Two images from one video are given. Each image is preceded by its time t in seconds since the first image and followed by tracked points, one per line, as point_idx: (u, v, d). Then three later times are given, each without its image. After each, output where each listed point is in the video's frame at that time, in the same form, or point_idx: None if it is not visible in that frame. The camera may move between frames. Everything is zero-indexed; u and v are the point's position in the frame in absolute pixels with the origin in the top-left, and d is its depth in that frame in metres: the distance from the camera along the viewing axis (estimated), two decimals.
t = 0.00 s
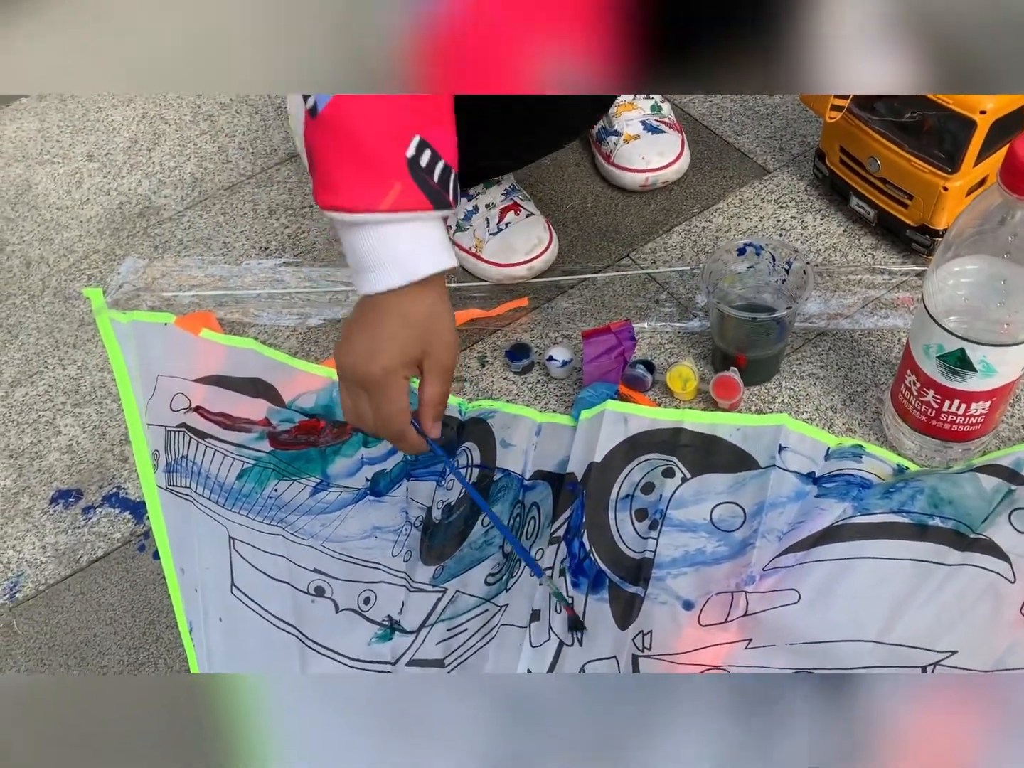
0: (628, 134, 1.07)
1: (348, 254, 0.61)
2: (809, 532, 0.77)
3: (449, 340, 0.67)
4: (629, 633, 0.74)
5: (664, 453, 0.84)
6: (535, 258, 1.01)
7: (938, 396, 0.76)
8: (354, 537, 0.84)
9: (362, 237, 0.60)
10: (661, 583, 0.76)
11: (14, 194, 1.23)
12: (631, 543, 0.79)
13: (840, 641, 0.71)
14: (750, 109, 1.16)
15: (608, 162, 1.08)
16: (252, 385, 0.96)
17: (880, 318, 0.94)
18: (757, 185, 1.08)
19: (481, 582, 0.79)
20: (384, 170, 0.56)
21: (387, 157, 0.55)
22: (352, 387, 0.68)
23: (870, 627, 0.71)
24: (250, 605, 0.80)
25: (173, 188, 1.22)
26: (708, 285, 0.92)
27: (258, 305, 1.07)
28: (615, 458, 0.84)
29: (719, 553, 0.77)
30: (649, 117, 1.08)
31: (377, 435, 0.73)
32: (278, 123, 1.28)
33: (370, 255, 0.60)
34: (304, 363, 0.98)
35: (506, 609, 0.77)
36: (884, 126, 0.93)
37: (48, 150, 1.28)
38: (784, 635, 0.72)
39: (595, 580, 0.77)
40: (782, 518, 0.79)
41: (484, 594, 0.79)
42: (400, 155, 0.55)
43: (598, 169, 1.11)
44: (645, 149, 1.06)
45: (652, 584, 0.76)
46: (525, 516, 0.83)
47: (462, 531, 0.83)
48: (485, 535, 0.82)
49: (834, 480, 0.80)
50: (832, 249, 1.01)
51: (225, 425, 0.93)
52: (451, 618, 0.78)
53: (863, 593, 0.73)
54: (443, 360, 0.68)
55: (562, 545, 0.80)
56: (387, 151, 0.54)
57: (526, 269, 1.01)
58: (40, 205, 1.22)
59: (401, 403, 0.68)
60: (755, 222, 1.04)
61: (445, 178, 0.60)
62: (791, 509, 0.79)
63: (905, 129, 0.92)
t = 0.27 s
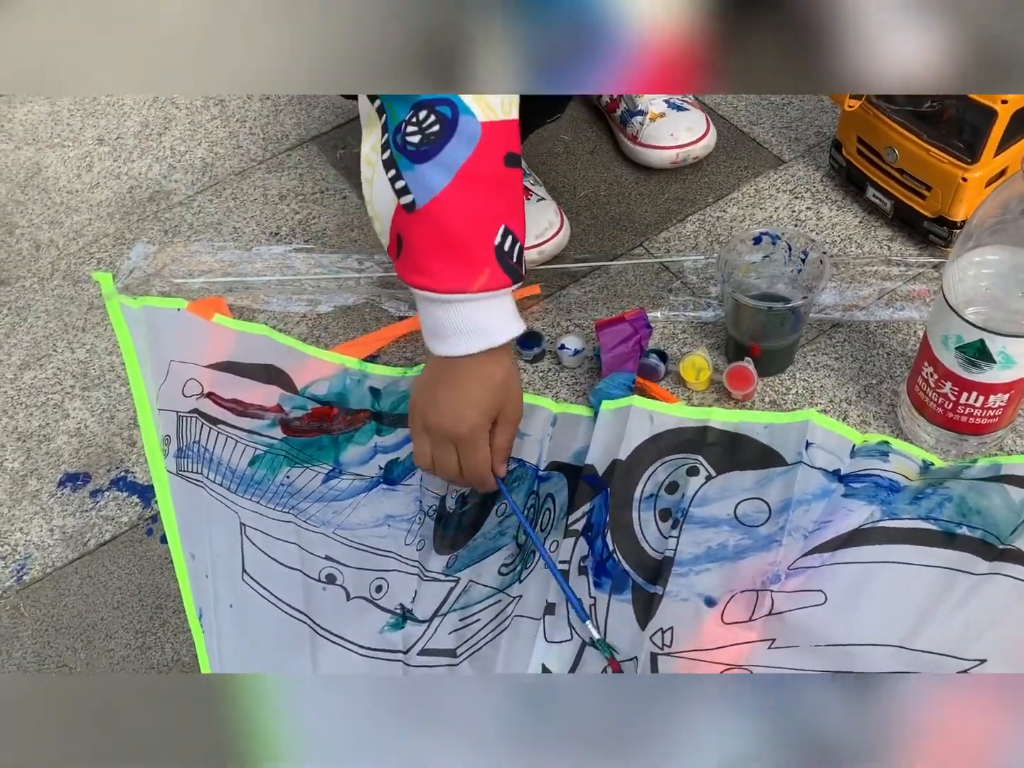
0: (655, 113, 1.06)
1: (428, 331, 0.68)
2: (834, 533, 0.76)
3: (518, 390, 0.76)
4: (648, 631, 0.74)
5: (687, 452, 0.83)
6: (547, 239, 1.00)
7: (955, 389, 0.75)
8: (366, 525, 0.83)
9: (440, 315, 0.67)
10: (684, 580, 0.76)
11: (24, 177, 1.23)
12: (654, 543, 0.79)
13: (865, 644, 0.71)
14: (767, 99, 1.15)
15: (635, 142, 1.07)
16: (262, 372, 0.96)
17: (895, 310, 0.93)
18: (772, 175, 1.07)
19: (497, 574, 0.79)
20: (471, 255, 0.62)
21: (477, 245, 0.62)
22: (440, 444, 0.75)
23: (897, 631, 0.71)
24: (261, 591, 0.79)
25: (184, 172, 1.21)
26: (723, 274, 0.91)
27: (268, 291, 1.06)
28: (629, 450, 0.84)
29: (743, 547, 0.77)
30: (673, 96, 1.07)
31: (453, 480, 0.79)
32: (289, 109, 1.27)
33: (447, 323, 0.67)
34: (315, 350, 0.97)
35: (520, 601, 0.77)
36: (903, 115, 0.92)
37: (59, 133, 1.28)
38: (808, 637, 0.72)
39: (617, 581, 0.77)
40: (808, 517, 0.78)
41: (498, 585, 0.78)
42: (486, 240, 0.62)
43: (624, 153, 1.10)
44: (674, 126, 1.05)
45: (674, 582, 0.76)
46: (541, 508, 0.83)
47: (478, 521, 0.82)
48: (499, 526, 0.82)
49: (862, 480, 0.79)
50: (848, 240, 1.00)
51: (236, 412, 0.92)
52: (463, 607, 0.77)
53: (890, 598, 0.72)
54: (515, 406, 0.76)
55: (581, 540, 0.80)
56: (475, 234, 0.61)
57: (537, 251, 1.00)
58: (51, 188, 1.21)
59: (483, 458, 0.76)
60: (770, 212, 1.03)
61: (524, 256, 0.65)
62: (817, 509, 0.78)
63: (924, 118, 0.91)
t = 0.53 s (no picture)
0: (667, 107, 1.05)
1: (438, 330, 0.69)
2: (844, 524, 0.76)
3: (528, 388, 0.76)
4: (655, 619, 0.74)
5: (697, 440, 0.83)
6: (558, 229, 1.00)
7: (968, 381, 0.74)
8: (374, 510, 0.83)
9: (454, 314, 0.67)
10: (692, 569, 0.75)
11: (34, 159, 1.23)
12: (662, 531, 0.78)
13: (873, 635, 0.70)
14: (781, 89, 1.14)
15: (647, 136, 1.07)
16: (271, 356, 0.95)
17: (908, 303, 0.93)
18: (785, 166, 1.06)
19: (504, 561, 0.79)
20: (479, 254, 0.63)
21: (486, 243, 0.62)
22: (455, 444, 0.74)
23: (906, 623, 0.70)
24: (268, 574, 0.79)
25: (193, 156, 1.20)
26: (736, 263, 0.90)
27: (277, 275, 1.06)
28: (640, 440, 0.83)
29: (752, 537, 0.76)
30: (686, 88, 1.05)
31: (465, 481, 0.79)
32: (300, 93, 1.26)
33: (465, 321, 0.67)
34: (324, 334, 0.97)
35: (527, 588, 0.77)
36: (919, 106, 0.91)
37: (69, 115, 1.28)
38: (815, 627, 0.71)
39: (625, 570, 0.77)
40: (818, 507, 0.77)
41: (505, 572, 0.78)
42: (495, 237, 0.62)
43: (637, 143, 1.09)
44: (687, 121, 1.04)
45: (682, 570, 0.76)
46: (548, 496, 0.82)
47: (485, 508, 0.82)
48: (507, 512, 0.81)
49: (872, 472, 0.78)
50: (861, 231, 0.99)
51: (245, 396, 0.92)
52: (471, 593, 0.77)
53: (900, 590, 0.72)
54: (527, 404, 0.76)
55: (589, 527, 0.79)
56: (483, 231, 0.61)
57: (549, 241, 1.00)
58: (60, 171, 1.21)
59: (495, 459, 0.75)
60: (783, 203, 1.02)
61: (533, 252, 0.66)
62: (827, 499, 0.78)
63: (941, 109, 0.90)
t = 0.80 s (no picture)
0: (678, 100, 1.04)
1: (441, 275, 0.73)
2: (849, 516, 0.76)
3: (544, 322, 0.81)
4: (659, 608, 0.74)
5: (703, 432, 0.83)
6: (567, 219, 1.00)
7: (976, 375, 0.74)
8: (380, 496, 0.84)
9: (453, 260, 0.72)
10: (697, 559, 0.76)
11: (44, 144, 1.23)
12: (667, 521, 0.78)
13: (876, 627, 0.70)
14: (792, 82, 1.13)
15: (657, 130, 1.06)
16: (279, 342, 0.96)
17: (916, 297, 0.93)
18: (795, 159, 1.06)
19: (509, 548, 0.79)
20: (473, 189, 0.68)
21: (479, 180, 0.68)
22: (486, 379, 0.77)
23: (909, 615, 0.71)
24: (274, 558, 0.79)
25: (203, 143, 1.21)
26: (744, 255, 0.90)
27: (285, 262, 1.06)
28: (647, 431, 0.84)
29: (757, 527, 0.77)
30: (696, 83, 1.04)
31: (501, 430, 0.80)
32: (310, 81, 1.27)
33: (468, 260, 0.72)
34: (331, 321, 0.97)
35: (532, 575, 0.77)
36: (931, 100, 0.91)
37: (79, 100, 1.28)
38: (819, 617, 0.72)
39: (630, 560, 0.77)
40: (823, 499, 0.77)
41: (510, 560, 0.79)
42: (485, 174, 0.67)
43: (647, 136, 1.09)
44: (697, 116, 1.04)
45: (686, 560, 0.76)
46: (554, 484, 0.83)
47: (491, 496, 0.82)
48: (513, 500, 0.82)
49: (878, 464, 0.79)
50: (870, 225, 0.99)
51: (253, 382, 0.92)
52: (476, 579, 0.78)
53: (905, 582, 0.72)
54: (548, 337, 0.80)
55: (594, 516, 0.80)
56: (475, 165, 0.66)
57: (557, 232, 1.00)
58: (70, 156, 1.21)
59: (528, 388, 0.77)
60: (792, 196, 1.02)
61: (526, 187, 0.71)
62: (832, 491, 0.78)
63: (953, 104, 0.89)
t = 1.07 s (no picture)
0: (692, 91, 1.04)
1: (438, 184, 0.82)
2: (862, 505, 0.76)
3: (539, 215, 0.87)
4: (671, 596, 0.74)
5: (716, 420, 0.83)
6: (580, 209, 1.00)
7: (991, 365, 0.74)
8: (392, 482, 0.84)
9: (445, 167, 0.81)
10: (709, 547, 0.76)
11: (58, 130, 1.23)
12: (680, 509, 0.79)
13: (889, 616, 0.71)
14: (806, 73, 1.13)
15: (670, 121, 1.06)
16: (292, 328, 0.96)
17: (930, 289, 0.92)
18: (809, 150, 1.05)
19: (521, 535, 0.79)
20: (452, 112, 0.71)
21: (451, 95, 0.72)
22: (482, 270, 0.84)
23: (922, 604, 0.71)
24: (287, 542, 0.80)
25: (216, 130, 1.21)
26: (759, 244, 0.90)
27: (298, 249, 1.06)
28: (660, 420, 0.84)
29: (769, 516, 0.77)
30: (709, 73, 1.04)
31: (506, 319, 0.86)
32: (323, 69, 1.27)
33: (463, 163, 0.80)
34: (344, 308, 0.97)
35: (544, 562, 0.77)
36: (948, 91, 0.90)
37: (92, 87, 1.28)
38: (832, 606, 0.72)
39: (642, 547, 0.77)
40: (836, 488, 0.77)
41: (523, 546, 0.79)
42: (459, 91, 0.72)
43: (660, 127, 1.08)
44: (710, 109, 1.04)
45: (699, 548, 0.76)
46: (566, 472, 0.83)
47: (503, 483, 0.83)
48: (525, 487, 0.82)
49: (891, 454, 0.78)
50: (884, 217, 0.99)
51: (266, 368, 0.92)
52: (488, 565, 0.78)
53: (918, 572, 0.72)
54: (543, 229, 0.86)
55: (606, 503, 0.80)
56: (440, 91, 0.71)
57: (570, 222, 1.00)
58: (83, 143, 1.21)
59: (526, 273, 0.84)
60: (805, 187, 1.02)
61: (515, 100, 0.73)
62: (846, 480, 0.78)
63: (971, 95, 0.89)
